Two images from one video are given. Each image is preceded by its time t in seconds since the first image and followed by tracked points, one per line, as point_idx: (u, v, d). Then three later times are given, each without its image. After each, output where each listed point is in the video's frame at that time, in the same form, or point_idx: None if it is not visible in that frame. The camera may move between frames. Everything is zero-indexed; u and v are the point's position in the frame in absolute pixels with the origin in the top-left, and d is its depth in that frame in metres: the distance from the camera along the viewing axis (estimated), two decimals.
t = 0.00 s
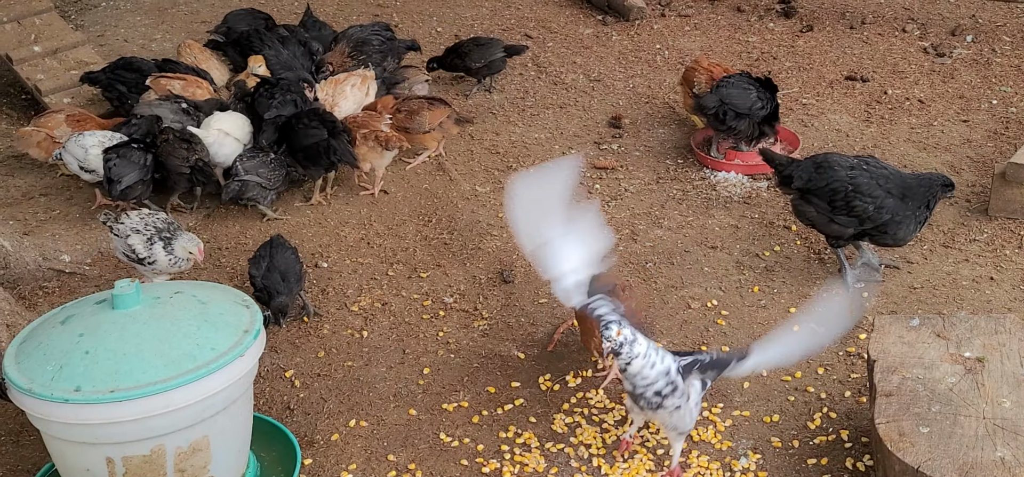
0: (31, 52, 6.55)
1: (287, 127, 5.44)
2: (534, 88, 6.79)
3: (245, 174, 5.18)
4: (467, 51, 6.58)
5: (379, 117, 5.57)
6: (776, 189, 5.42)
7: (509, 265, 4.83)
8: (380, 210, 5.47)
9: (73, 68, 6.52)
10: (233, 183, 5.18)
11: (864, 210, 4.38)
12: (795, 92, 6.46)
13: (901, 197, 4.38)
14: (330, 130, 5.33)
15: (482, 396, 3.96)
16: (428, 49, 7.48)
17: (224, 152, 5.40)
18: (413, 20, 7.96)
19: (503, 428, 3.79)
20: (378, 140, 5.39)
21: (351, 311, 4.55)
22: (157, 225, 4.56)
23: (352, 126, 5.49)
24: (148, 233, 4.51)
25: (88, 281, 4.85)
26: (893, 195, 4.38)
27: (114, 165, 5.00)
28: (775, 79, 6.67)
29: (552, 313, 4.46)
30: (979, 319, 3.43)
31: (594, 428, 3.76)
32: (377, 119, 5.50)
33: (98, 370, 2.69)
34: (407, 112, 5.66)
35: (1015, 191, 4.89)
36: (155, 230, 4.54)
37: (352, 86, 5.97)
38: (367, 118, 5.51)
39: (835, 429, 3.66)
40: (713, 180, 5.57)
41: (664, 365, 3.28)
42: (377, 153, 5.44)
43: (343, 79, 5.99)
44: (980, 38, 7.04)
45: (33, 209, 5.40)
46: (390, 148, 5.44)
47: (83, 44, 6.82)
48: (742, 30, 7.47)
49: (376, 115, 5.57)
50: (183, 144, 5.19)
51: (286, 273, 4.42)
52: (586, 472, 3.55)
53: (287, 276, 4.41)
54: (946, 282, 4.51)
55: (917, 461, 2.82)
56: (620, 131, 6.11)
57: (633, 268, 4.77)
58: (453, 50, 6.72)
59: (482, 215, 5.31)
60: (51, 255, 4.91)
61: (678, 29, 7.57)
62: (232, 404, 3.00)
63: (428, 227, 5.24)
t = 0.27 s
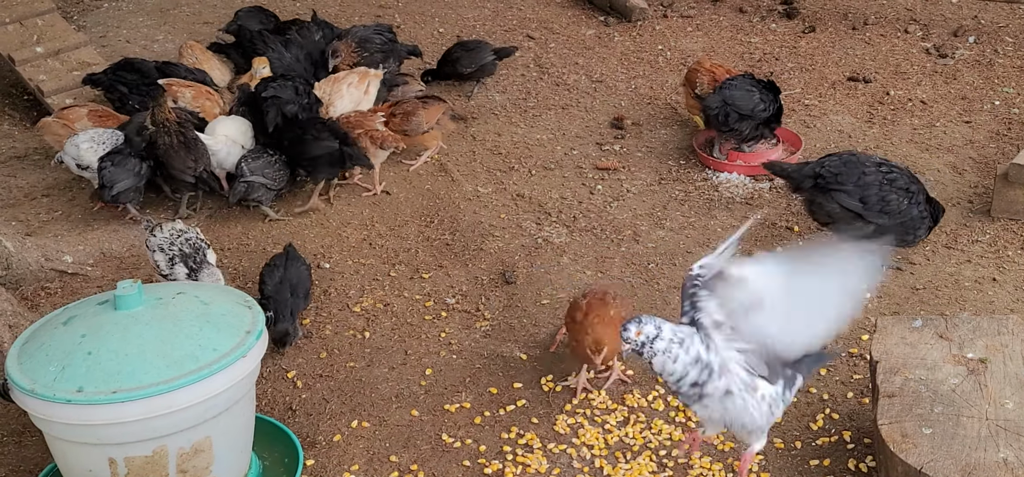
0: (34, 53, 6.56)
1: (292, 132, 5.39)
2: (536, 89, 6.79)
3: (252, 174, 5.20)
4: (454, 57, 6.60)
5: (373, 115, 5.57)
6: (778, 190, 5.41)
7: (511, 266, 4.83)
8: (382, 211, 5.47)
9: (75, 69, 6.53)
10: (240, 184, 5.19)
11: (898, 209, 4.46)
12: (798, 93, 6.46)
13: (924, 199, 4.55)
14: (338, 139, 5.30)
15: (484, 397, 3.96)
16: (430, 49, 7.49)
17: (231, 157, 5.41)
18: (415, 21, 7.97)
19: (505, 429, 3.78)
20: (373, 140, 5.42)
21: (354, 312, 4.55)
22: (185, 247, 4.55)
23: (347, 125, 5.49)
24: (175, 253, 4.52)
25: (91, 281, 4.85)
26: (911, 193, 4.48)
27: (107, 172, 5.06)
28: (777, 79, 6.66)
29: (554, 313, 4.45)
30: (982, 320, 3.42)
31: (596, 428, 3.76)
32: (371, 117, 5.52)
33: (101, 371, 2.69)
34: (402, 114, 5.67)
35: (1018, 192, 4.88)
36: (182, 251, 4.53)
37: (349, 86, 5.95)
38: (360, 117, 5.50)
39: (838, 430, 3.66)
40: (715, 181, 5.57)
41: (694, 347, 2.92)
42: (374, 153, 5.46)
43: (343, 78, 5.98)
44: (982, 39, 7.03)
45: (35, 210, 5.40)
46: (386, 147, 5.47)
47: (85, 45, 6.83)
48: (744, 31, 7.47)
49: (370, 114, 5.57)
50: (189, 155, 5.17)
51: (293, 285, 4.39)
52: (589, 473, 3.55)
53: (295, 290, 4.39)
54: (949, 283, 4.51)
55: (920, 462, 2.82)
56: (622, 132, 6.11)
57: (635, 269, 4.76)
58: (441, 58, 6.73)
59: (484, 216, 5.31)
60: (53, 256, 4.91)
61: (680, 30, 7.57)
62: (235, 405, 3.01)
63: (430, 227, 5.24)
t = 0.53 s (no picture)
0: (36, 53, 6.56)
1: (289, 135, 5.38)
2: (537, 89, 6.79)
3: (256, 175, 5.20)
4: (448, 54, 6.61)
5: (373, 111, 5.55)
6: (780, 191, 5.41)
7: (513, 265, 4.83)
8: (384, 211, 5.47)
9: (77, 69, 6.53)
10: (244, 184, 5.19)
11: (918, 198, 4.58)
12: (799, 92, 6.46)
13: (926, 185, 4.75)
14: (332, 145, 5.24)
15: (485, 397, 3.96)
16: (432, 49, 7.49)
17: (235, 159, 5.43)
18: (417, 21, 7.97)
19: (507, 429, 3.79)
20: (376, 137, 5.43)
21: (355, 312, 4.55)
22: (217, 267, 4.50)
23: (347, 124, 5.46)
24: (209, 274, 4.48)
25: (93, 281, 4.86)
26: (918, 196, 4.53)
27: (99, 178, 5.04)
28: (779, 79, 6.66)
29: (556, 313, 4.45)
30: (984, 320, 3.42)
31: (598, 428, 3.76)
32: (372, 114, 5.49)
33: (103, 370, 2.69)
34: (395, 109, 5.64)
35: (1019, 192, 4.88)
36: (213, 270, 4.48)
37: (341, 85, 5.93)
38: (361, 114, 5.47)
39: (839, 430, 3.65)
40: (717, 181, 5.57)
41: None
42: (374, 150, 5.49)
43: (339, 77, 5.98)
44: (984, 39, 7.03)
45: (37, 210, 5.41)
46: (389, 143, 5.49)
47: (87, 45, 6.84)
48: (746, 30, 7.47)
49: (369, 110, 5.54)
50: (199, 147, 5.25)
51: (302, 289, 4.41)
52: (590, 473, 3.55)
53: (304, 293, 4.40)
54: (950, 283, 4.51)
55: (921, 462, 2.81)
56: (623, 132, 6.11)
57: (636, 269, 4.76)
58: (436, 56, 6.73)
59: (486, 216, 5.31)
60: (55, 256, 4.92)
61: (681, 30, 7.57)
62: (237, 405, 3.01)
63: (432, 227, 5.24)
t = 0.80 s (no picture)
0: (36, 52, 6.56)
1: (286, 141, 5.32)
2: (538, 89, 6.79)
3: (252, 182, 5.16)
4: (445, 51, 6.63)
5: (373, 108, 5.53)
6: (781, 190, 5.40)
7: (513, 265, 4.83)
8: (384, 210, 5.47)
9: (78, 69, 6.54)
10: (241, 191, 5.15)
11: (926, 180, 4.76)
12: (800, 92, 6.46)
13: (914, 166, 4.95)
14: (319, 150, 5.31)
15: (486, 397, 3.96)
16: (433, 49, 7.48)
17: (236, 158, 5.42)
18: (417, 21, 7.97)
19: (507, 429, 3.79)
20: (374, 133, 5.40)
21: (356, 312, 4.55)
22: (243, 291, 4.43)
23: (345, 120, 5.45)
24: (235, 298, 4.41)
25: (93, 282, 4.86)
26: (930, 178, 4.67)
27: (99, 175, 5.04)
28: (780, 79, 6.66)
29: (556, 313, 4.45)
30: (984, 320, 3.42)
31: (598, 428, 3.76)
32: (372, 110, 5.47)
33: (103, 370, 2.69)
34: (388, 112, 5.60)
35: (1020, 192, 4.88)
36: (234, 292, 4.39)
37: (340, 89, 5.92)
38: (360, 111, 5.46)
39: (839, 430, 3.65)
40: (717, 180, 5.57)
41: None
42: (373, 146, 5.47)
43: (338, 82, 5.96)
44: (985, 38, 7.02)
45: (38, 210, 5.41)
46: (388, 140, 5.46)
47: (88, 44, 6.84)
48: (746, 30, 7.47)
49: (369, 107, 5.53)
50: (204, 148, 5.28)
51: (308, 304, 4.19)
52: (591, 472, 3.55)
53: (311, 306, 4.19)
54: (951, 282, 4.50)
55: (922, 462, 2.81)
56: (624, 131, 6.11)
57: (636, 269, 4.76)
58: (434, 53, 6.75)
59: (486, 216, 5.31)
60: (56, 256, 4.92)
61: (682, 30, 7.57)
62: (237, 404, 3.01)
63: (433, 227, 5.24)
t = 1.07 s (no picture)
0: (37, 52, 6.56)
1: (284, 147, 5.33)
2: (538, 89, 6.79)
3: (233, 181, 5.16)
4: (443, 50, 6.64)
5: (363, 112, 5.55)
6: (781, 190, 5.40)
7: (514, 265, 4.83)
8: (385, 210, 5.47)
9: (78, 69, 6.54)
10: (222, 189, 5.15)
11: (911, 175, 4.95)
12: (801, 92, 6.46)
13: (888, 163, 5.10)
14: (315, 160, 5.19)
15: (487, 397, 3.96)
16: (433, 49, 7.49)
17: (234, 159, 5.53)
18: (418, 21, 7.97)
19: (508, 429, 3.79)
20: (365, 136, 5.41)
21: (357, 312, 4.55)
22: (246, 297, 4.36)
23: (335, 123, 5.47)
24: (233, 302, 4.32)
25: (94, 281, 4.86)
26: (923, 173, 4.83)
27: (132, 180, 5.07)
28: (781, 79, 6.66)
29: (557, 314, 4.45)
30: (985, 320, 3.42)
31: (599, 428, 3.76)
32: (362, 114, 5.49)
33: (103, 370, 2.69)
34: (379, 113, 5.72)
35: (1021, 192, 4.88)
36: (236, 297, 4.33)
37: (336, 91, 5.93)
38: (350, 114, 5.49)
39: (840, 431, 3.65)
40: (718, 180, 5.56)
41: None
42: (364, 149, 5.47)
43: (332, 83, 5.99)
44: (986, 38, 7.02)
45: (38, 210, 5.41)
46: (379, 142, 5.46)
47: (88, 44, 6.84)
48: (747, 30, 7.47)
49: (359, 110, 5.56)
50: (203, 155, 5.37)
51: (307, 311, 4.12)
52: (591, 472, 3.55)
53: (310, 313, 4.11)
54: (952, 283, 4.50)
55: (923, 462, 2.81)
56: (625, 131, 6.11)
57: (637, 269, 4.76)
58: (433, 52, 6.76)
59: (487, 216, 5.31)
60: (57, 256, 4.92)
61: (683, 30, 7.57)
62: (238, 405, 3.01)
63: (433, 227, 5.24)
